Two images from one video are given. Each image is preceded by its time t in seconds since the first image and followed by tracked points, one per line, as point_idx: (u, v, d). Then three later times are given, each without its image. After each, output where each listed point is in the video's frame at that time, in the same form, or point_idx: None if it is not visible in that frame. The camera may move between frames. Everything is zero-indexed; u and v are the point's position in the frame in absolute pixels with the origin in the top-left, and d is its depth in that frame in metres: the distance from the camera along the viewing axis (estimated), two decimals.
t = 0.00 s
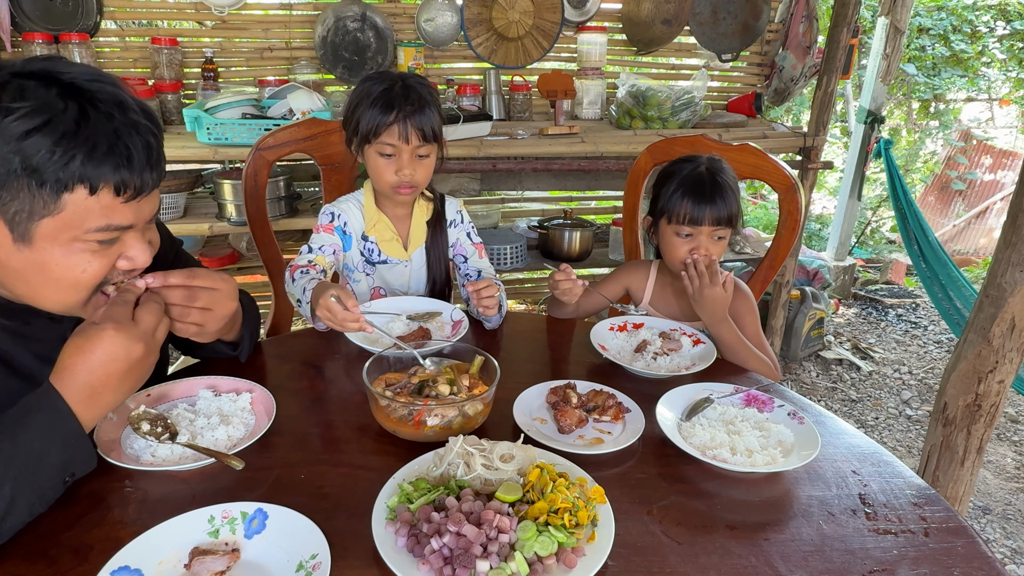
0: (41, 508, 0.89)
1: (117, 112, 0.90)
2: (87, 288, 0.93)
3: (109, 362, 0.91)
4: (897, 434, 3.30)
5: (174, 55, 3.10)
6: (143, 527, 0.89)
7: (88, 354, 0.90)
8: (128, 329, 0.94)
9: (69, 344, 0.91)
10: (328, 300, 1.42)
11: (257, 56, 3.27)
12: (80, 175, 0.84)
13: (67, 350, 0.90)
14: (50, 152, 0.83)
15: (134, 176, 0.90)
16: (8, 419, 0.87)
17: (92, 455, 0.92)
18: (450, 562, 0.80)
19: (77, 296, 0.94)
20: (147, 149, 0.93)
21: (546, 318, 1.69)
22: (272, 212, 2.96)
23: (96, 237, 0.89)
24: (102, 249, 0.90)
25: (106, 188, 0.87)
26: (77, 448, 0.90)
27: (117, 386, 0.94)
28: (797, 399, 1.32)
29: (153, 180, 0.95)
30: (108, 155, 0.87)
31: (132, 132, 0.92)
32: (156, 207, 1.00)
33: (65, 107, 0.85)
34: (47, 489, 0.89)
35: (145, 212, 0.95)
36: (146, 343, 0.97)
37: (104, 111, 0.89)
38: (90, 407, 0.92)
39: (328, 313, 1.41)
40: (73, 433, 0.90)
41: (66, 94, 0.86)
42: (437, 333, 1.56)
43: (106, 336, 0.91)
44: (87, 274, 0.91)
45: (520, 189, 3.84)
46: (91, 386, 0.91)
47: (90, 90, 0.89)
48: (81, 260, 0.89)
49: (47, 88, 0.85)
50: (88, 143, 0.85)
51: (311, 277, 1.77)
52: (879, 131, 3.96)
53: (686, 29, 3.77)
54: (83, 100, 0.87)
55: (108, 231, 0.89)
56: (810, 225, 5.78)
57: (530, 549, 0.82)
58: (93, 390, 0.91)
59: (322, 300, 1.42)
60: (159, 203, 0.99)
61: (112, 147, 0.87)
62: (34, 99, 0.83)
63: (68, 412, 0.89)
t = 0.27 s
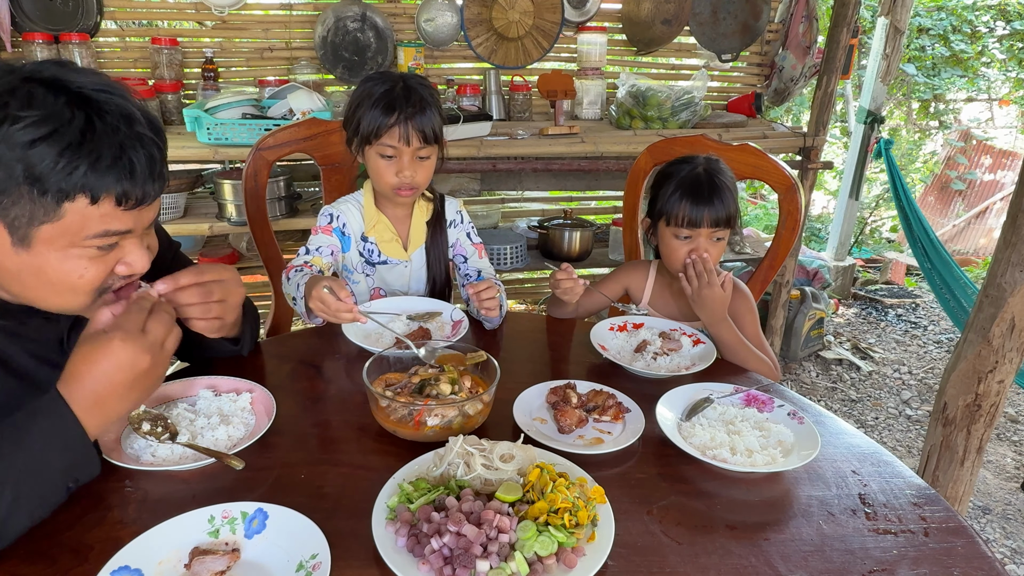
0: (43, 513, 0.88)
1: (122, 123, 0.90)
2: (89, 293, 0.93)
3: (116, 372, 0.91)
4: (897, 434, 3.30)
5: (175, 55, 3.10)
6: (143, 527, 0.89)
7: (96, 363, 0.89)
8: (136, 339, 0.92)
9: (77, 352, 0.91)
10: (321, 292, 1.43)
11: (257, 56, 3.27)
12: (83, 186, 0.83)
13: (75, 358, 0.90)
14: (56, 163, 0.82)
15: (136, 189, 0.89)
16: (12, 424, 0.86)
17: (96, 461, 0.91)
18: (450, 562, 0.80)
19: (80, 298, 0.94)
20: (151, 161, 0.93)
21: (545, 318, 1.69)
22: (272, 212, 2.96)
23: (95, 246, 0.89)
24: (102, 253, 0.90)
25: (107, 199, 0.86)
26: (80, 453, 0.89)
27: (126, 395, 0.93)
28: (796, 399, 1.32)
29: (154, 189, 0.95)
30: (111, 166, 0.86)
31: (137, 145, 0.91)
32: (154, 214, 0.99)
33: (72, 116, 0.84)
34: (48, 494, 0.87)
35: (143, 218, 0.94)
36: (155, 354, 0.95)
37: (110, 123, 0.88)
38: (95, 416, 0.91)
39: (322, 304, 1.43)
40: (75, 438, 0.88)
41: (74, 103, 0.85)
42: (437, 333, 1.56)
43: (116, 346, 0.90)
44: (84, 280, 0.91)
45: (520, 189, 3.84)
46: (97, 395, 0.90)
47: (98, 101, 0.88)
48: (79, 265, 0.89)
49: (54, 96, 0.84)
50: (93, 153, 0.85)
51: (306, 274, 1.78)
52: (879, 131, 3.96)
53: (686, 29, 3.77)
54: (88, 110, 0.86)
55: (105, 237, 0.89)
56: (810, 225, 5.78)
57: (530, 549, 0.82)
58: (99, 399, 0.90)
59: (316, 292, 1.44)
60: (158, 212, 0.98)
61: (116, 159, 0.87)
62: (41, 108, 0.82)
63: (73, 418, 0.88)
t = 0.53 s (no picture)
0: (49, 523, 0.87)
1: (74, 79, 0.88)
2: (96, 270, 0.91)
3: (137, 406, 0.90)
4: (897, 434, 3.30)
5: (174, 55, 3.10)
6: (143, 527, 0.89)
7: (123, 392, 0.89)
8: (175, 389, 0.91)
9: (112, 374, 0.91)
10: (319, 281, 1.50)
11: (257, 57, 3.27)
12: (54, 148, 0.82)
13: (107, 379, 0.90)
14: (18, 132, 0.81)
15: (110, 142, 0.87)
16: (25, 434, 0.87)
17: (104, 472, 0.91)
18: (450, 562, 0.80)
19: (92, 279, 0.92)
20: (114, 111, 0.90)
21: (546, 318, 1.69)
22: (272, 212, 2.96)
23: (89, 208, 0.86)
24: (98, 220, 0.88)
25: (83, 156, 0.84)
26: (90, 467, 0.89)
27: (144, 427, 0.93)
28: (796, 399, 1.32)
29: (130, 143, 0.92)
30: (76, 123, 0.84)
31: (96, 97, 0.89)
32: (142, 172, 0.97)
33: (22, 84, 0.82)
34: (56, 505, 0.87)
35: (129, 175, 0.92)
36: (183, 407, 0.94)
37: (61, 82, 0.86)
38: (107, 437, 0.90)
39: (319, 293, 1.49)
40: (88, 452, 0.88)
41: (20, 70, 0.83)
42: (437, 333, 1.56)
43: (151, 388, 0.89)
44: (90, 254, 0.89)
45: (520, 189, 3.84)
46: (114, 418, 0.89)
47: (42, 64, 0.86)
48: (78, 237, 0.87)
49: None
50: (53, 114, 0.83)
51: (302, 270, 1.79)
52: (879, 131, 3.96)
53: (686, 29, 3.77)
54: (38, 73, 0.84)
55: (97, 199, 0.87)
56: (810, 225, 5.79)
57: (530, 549, 0.82)
58: (114, 423, 0.90)
59: (313, 279, 1.51)
60: (143, 169, 0.96)
61: (78, 116, 0.85)
62: None
63: (87, 434, 0.88)
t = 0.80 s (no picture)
0: (49, 523, 0.87)
1: (53, 65, 0.87)
2: (89, 255, 0.90)
3: (137, 407, 0.89)
4: (897, 434, 3.30)
5: (175, 55, 3.10)
6: (143, 527, 0.89)
7: (123, 393, 0.89)
8: (174, 389, 0.91)
9: (113, 374, 0.90)
10: (308, 296, 1.46)
11: (257, 56, 3.27)
12: (36, 133, 0.82)
13: (108, 378, 0.90)
14: None
15: (92, 127, 0.87)
16: (25, 434, 0.87)
17: (104, 472, 0.91)
18: (450, 562, 0.80)
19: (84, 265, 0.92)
20: (96, 95, 0.90)
21: (546, 318, 1.69)
22: (272, 212, 2.96)
23: (75, 194, 0.86)
24: (85, 206, 0.87)
25: (66, 141, 0.84)
26: (90, 467, 0.89)
27: (144, 428, 0.93)
28: (796, 399, 1.32)
29: (113, 128, 0.92)
30: (55, 109, 0.84)
31: (76, 82, 0.89)
32: (129, 158, 0.97)
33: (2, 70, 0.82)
34: (55, 504, 0.87)
35: (115, 161, 0.91)
36: (181, 408, 0.94)
37: (41, 66, 0.86)
38: (107, 437, 0.90)
39: (310, 308, 1.45)
40: (88, 452, 0.88)
41: None
42: (438, 334, 1.56)
43: (150, 388, 0.89)
44: (79, 241, 0.88)
45: (520, 189, 3.84)
46: (113, 418, 0.89)
47: (22, 50, 0.85)
48: (65, 225, 0.86)
49: None
50: (33, 100, 0.83)
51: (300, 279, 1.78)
52: (879, 131, 3.96)
53: (686, 29, 3.77)
54: (16, 60, 0.84)
55: (83, 183, 0.86)
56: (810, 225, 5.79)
57: (530, 549, 0.82)
58: (114, 423, 0.89)
59: (302, 296, 1.47)
60: (129, 155, 0.96)
61: (59, 100, 0.85)
62: None
63: (87, 434, 0.88)
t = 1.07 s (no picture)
0: (49, 523, 0.87)
1: (48, 62, 0.86)
2: (76, 256, 0.90)
3: (138, 407, 0.89)
4: (897, 434, 3.30)
5: (174, 55, 3.10)
6: (143, 527, 0.89)
7: (123, 394, 0.88)
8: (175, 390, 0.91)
9: (114, 373, 0.90)
10: (299, 286, 1.53)
11: (257, 57, 3.27)
12: (27, 132, 0.81)
13: (109, 379, 0.90)
14: None
15: (85, 127, 0.86)
16: (26, 434, 0.87)
17: (104, 472, 0.91)
18: (450, 562, 0.80)
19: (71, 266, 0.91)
20: (91, 95, 0.89)
21: (545, 318, 1.69)
22: (272, 212, 2.96)
23: (64, 194, 0.85)
24: (74, 207, 0.87)
25: (57, 141, 0.83)
26: (91, 468, 0.89)
27: (143, 429, 0.92)
28: (796, 399, 1.32)
29: (107, 129, 0.91)
30: (49, 108, 0.83)
31: (71, 81, 0.88)
32: (123, 159, 0.96)
33: None
34: (56, 504, 0.87)
35: (108, 162, 0.91)
36: (182, 409, 0.94)
37: (35, 64, 0.85)
38: (108, 437, 0.90)
39: (302, 298, 1.52)
40: (89, 452, 0.88)
41: None
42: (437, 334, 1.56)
43: (151, 389, 0.89)
44: (67, 241, 0.88)
45: (520, 189, 3.83)
46: (112, 418, 0.89)
47: (18, 45, 0.84)
48: (53, 223, 0.86)
49: None
50: (26, 98, 0.82)
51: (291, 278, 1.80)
52: (879, 131, 3.96)
53: (686, 29, 3.77)
54: (10, 56, 0.82)
55: (73, 185, 0.86)
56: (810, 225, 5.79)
57: (530, 549, 0.82)
58: (113, 423, 0.89)
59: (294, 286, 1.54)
60: (123, 156, 0.95)
61: (53, 100, 0.84)
62: None
63: (87, 434, 0.88)
